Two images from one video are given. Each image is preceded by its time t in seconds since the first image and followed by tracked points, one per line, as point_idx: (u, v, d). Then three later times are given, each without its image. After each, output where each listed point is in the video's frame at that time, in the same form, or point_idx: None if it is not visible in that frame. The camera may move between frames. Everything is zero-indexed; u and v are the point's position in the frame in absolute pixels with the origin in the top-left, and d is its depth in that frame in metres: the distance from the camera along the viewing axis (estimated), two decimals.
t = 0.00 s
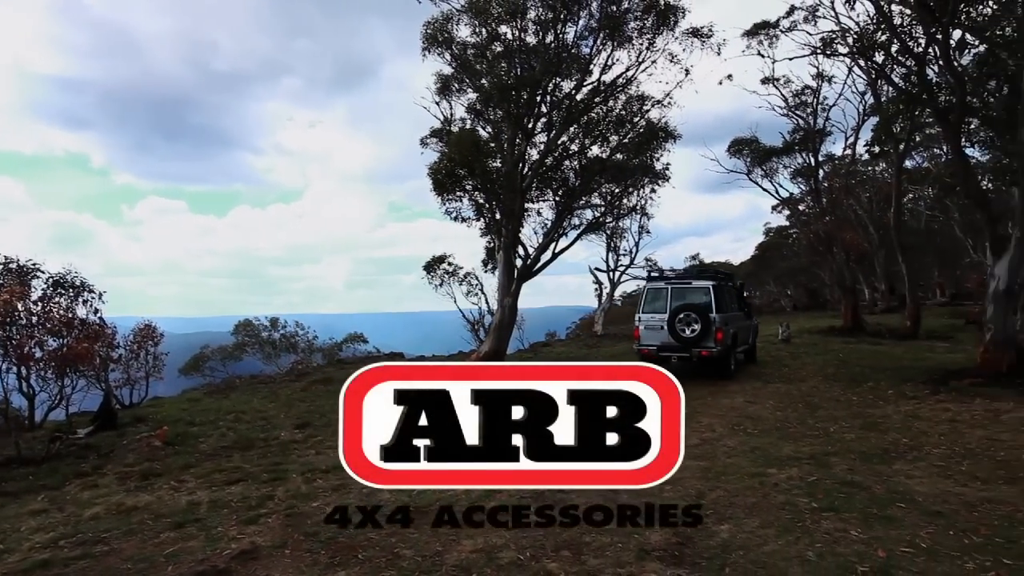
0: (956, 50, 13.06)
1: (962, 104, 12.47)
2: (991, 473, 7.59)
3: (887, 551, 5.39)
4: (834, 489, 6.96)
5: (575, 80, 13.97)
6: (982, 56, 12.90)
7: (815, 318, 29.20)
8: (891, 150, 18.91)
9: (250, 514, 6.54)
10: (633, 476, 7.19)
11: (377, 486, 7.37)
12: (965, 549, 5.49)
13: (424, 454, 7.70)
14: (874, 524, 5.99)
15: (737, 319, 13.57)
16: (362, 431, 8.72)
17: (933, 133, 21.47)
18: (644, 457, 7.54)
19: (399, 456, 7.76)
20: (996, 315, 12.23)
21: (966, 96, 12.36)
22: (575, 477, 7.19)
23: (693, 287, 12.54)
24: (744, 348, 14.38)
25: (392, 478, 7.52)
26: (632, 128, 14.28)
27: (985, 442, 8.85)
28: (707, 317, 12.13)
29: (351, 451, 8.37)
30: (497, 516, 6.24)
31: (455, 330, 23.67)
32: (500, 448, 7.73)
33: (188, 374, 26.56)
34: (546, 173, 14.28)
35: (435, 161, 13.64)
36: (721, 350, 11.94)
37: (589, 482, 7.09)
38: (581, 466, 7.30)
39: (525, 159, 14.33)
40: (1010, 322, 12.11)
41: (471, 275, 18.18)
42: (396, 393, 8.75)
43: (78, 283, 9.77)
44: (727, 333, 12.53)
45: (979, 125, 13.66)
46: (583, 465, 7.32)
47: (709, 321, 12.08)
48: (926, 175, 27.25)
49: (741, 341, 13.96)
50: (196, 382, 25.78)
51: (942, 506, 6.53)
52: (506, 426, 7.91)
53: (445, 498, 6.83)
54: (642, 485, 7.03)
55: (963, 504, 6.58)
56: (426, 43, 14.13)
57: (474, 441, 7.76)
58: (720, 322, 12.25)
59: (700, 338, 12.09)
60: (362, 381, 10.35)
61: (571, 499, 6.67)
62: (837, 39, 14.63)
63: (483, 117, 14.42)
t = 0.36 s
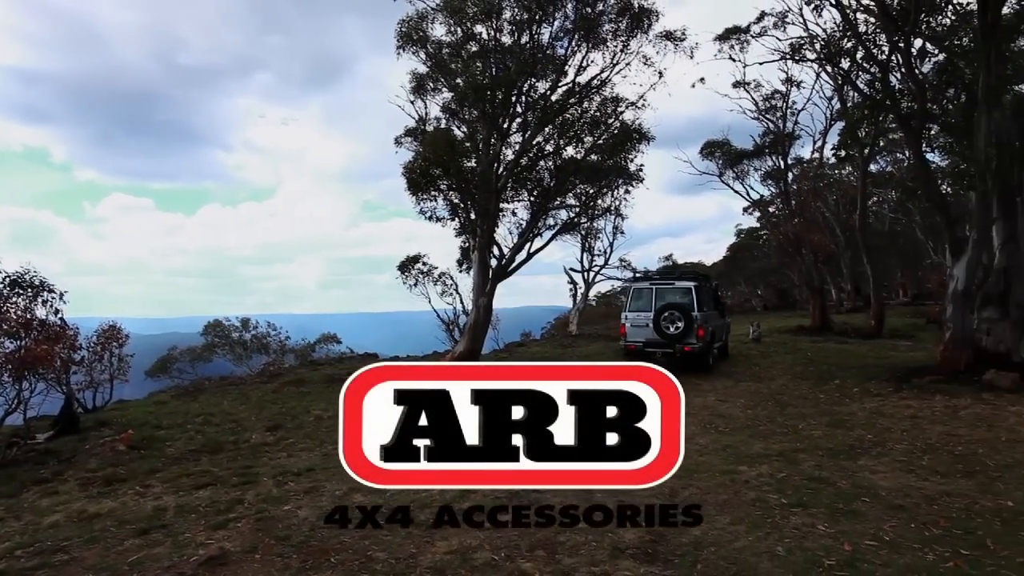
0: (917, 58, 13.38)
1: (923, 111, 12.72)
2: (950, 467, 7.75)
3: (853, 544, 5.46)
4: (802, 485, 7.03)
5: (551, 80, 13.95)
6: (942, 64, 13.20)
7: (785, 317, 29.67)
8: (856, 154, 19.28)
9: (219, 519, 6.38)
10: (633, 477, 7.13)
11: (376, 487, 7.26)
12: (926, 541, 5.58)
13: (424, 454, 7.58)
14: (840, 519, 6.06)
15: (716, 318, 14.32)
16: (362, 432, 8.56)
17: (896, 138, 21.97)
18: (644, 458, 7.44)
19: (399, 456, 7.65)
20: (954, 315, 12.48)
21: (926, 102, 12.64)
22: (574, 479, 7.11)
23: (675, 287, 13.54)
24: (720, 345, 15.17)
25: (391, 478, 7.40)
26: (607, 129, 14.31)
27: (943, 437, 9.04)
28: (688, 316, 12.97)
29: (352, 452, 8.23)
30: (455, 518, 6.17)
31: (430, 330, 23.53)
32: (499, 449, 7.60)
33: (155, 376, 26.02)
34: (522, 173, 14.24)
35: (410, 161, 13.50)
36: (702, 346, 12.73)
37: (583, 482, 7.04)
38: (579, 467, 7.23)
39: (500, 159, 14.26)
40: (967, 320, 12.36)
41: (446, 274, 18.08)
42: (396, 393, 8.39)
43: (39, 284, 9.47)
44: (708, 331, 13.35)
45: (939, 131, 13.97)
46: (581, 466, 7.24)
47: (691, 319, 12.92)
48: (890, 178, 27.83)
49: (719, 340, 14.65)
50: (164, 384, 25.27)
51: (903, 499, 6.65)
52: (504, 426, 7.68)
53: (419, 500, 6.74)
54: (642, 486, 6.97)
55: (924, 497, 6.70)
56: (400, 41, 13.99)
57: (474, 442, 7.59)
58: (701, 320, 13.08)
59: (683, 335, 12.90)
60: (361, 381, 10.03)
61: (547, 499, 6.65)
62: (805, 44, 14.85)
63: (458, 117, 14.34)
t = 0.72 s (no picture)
0: (881, 65, 13.62)
1: (887, 116, 12.96)
2: (912, 462, 7.88)
3: (820, 538, 5.50)
4: (772, 481, 7.09)
5: (526, 81, 13.90)
6: (904, 71, 13.35)
7: (756, 317, 30.05)
8: (823, 157, 19.57)
9: (186, 524, 6.20)
10: (634, 477, 7.03)
11: (377, 486, 7.16)
12: (889, 533, 5.65)
13: (424, 454, 7.46)
14: (808, 514, 6.11)
15: (692, 316, 14.61)
16: (363, 433, 8.49)
17: (862, 143, 22.38)
18: (644, 457, 7.37)
19: (399, 456, 7.51)
20: (916, 314, 12.75)
21: (890, 107, 12.89)
22: (574, 477, 7.04)
23: (654, 286, 13.64)
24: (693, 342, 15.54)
25: (392, 478, 7.30)
26: (581, 130, 14.30)
27: (906, 432, 9.19)
28: (668, 314, 13.23)
29: (353, 452, 8.15)
30: (450, 519, 6.10)
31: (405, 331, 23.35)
32: (499, 449, 7.42)
33: (121, 379, 25.40)
34: (497, 173, 14.18)
35: (384, 160, 13.33)
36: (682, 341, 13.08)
37: (580, 482, 6.97)
38: (578, 465, 7.13)
39: (475, 158, 14.18)
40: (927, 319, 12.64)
41: (421, 274, 17.94)
42: (396, 393, 8.43)
43: None
44: (686, 328, 13.66)
45: (901, 136, 14.21)
46: (580, 464, 7.14)
47: (671, 318, 13.18)
48: (856, 182, 28.33)
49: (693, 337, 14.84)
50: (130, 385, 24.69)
51: (868, 494, 6.73)
52: (503, 426, 7.49)
53: (392, 501, 6.64)
54: (643, 485, 6.92)
55: (887, 491, 6.79)
56: (375, 38, 13.83)
57: (474, 442, 7.48)
58: (680, 317, 13.37)
59: (664, 333, 13.17)
60: (362, 384, 9.98)
61: (521, 499, 6.60)
62: (775, 49, 15.01)
63: (434, 116, 14.23)
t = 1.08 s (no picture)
0: (847, 71, 13.83)
1: (854, 121, 13.16)
2: (876, 457, 7.98)
3: (789, 533, 5.52)
4: (744, 478, 7.11)
5: (501, 81, 13.83)
6: (869, 77, 13.57)
7: (727, 317, 30.35)
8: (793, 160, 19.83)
9: (152, 530, 6.00)
10: (634, 477, 6.97)
11: (378, 487, 7.07)
12: (855, 527, 5.69)
13: (424, 454, 7.35)
14: (777, 509, 6.14)
15: (667, 316, 14.70)
16: (362, 434, 8.35)
17: (830, 147, 22.76)
18: (644, 456, 7.24)
19: (399, 456, 7.40)
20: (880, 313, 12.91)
21: (856, 112, 13.10)
22: (572, 477, 6.94)
23: (632, 286, 13.79)
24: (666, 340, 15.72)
25: (393, 478, 7.20)
26: (557, 131, 14.27)
27: (870, 429, 9.32)
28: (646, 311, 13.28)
29: (353, 452, 8.03)
30: (450, 518, 6.01)
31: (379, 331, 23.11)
32: (499, 449, 7.33)
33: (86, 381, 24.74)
34: (472, 173, 14.04)
35: (358, 158, 13.12)
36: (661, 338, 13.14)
37: (580, 481, 6.88)
38: (576, 465, 7.03)
39: (450, 158, 14.06)
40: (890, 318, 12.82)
41: (395, 274, 17.78)
42: (396, 393, 8.19)
43: None
44: (664, 327, 13.73)
45: (866, 141, 14.39)
46: (579, 463, 7.03)
47: (650, 315, 13.23)
48: (824, 185, 28.79)
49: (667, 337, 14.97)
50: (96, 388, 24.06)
51: (835, 489, 6.79)
52: (503, 426, 7.35)
53: (365, 503, 6.52)
54: (643, 485, 6.86)
55: (853, 486, 6.86)
56: (348, 35, 13.63)
57: (474, 442, 7.34)
58: (657, 316, 13.44)
59: (643, 330, 13.19)
60: (362, 382, 9.72)
61: (496, 499, 6.52)
62: (746, 54, 15.15)
63: (408, 115, 14.08)
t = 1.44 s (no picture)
0: (815, 76, 13.96)
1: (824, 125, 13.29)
2: (842, 453, 8.05)
3: (759, 529, 5.51)
4: (715, 476, 7.11)
5: (477, 80, 13.71)
6: (835, 83, 13.73)
7: (698, 317, 30.51)
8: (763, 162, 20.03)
9: (115, 538, 5.78)
10: (634, 477, 6.85)
11: (377, 487, 6.88)
12: (822, 522, 5.71)
13: (425, 454, 7.20)
14: (747, 506, 6.14)
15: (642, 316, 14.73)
16: (362, 433, 8.22)
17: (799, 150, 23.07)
18: (644, 456, 7.18)
19: (399, 456, 7.25)
20: (846, 313, 12.97)
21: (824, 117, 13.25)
22: (573, 477, 6.80)
23: (611, 287, 13.79)
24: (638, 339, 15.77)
25: (392, 478, 7.02)
26: (532, 131, 14.15)
27: (837, 425, 9.42)
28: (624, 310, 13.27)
29: (353, 452, 7.86)
30: (450, 518, 5.89)
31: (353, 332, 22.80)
32: (499, 449, 7.21)
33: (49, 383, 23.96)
34: (447, 172, 13.94)
35: (331, 157, 12.88)
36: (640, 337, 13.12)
37: (581, 481, 6.74)
38: (577, 465, 6.90)
39: (425, 158, 13.90)
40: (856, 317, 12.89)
41: (369, 274, 17.55)
42: (396, 393, 8.23)
43: None
44: (641, 327, 13.73)
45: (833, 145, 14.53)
46: (580, 464, 6.91)
47: (628, 314, 13.23)
48: (793, 187, 29.18)
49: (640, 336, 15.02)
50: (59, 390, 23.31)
51: (803, 485, 6.82)
52: (504, 426, 7.31)
53: (337, 505, 6.37)
54: (643, 485, 6.74)
55: (820, 482, 6.90)
56: (321, 31, 13.39)
57: (474, 442, 7.25)
58: (635, 315, 13.43)
59: (621, 328, 13.17)
60: (364, 382, 9.88)
61: (471, 499, 6.41)
62: (718, 58, 15.24)
63: (382, 114, 13.89)
